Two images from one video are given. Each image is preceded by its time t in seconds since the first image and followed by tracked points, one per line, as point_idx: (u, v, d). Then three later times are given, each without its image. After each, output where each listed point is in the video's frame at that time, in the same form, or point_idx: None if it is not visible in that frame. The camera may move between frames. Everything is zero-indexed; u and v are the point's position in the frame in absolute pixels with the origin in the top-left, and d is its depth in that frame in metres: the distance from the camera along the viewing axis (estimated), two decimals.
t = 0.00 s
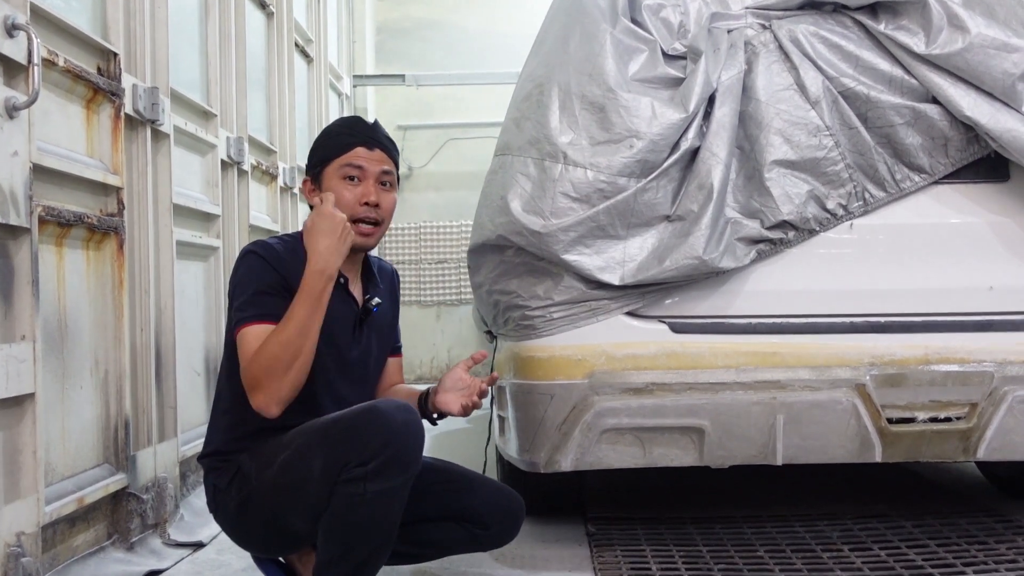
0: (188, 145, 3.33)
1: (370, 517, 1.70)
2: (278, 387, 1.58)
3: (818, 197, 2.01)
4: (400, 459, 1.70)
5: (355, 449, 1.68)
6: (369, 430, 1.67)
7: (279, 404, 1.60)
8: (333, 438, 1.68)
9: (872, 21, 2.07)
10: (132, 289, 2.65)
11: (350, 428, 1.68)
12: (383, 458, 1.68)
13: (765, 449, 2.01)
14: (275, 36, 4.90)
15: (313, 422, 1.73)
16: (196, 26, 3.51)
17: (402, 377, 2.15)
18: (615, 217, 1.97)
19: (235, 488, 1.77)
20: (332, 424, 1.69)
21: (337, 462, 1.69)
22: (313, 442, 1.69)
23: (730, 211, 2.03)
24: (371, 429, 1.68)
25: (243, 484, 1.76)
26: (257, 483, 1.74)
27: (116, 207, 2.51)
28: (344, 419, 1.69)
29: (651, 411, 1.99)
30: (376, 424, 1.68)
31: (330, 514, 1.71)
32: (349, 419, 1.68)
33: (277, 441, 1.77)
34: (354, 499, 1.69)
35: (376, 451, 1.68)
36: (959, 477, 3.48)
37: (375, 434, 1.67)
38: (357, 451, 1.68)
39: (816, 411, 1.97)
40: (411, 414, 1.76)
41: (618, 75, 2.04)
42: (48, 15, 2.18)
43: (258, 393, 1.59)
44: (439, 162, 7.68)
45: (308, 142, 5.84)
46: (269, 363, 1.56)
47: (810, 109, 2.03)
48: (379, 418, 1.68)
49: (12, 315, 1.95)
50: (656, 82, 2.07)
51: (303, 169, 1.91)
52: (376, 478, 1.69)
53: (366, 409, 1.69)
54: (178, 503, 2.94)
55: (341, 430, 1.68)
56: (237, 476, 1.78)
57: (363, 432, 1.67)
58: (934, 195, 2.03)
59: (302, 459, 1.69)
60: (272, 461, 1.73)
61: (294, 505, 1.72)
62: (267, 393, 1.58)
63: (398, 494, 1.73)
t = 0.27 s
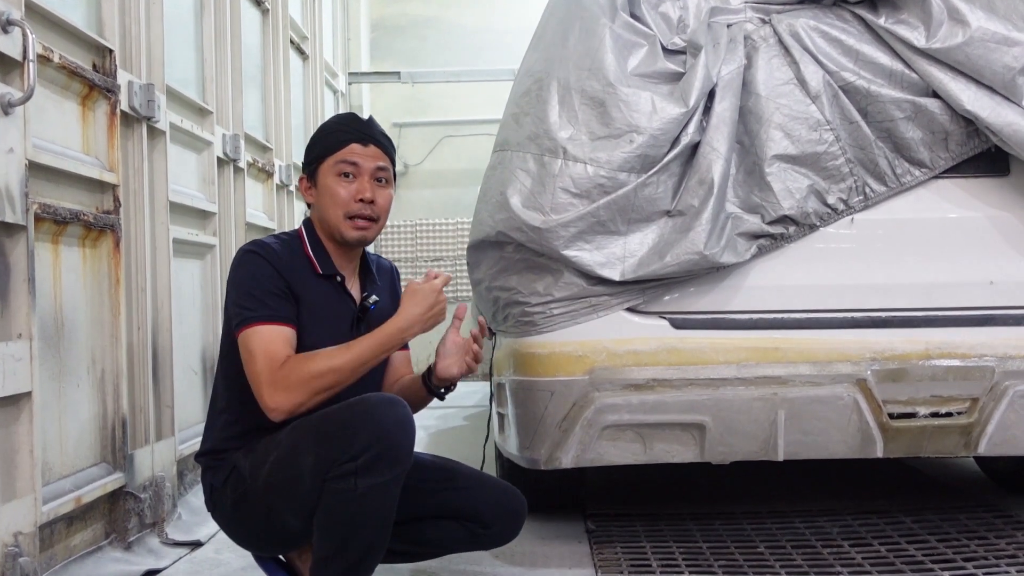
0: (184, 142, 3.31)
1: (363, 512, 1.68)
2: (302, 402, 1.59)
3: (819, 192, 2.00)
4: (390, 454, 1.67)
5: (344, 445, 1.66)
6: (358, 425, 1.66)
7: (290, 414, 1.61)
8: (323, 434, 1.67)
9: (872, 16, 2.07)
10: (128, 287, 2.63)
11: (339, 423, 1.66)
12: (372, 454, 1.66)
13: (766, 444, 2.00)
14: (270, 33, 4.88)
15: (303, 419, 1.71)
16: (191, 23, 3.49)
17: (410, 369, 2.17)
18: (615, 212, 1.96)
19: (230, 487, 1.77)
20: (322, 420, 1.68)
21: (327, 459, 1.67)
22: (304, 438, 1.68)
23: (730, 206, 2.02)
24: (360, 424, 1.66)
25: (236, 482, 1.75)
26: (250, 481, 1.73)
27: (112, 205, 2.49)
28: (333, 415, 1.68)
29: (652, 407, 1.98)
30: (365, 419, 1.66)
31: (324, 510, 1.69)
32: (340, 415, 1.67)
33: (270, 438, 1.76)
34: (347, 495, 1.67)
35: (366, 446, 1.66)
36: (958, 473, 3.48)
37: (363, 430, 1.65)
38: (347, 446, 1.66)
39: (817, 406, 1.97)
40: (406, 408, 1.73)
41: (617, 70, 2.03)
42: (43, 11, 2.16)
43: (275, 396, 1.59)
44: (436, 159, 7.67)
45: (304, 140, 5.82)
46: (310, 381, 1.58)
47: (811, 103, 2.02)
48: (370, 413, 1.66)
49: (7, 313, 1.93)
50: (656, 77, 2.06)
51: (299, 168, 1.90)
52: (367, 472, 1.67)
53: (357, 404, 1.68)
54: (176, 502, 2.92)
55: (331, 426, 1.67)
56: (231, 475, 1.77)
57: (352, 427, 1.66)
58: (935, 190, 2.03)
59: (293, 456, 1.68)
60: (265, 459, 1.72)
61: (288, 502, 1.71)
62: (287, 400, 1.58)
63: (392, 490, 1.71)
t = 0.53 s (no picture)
0: (180, 139, 3.29)
1: (353, 509, 1.66)
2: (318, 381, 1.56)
3: (821, 189, 1.99)
4: (379, 448, 1.64)
5: (332, 440, 1.64)
6: (346, 420, 1.64)
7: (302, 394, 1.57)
8: (311, 430, 1.66)
9: (874, 12, 2.06)
10: (125, 286, 2.61)
11: (328, 419, 1.65)
12: (360, 449, 1.63)
13: (769, 443, 1.99)
14: (267, 30, 4.85)
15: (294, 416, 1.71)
16: (187, 19, 3.47)
17: (421, 381, 2.09)
18: (617, 209, 1.94)
19: (221, 487, 1.76)
20: (310, 417, 1.67)
21: (315, 456, 1.65)
22: (292, 436, 1.67)
23: (732, 203, 2.01)
24: (348, 419, 1.64)
25: (228, 482, 1.75)
26: (241, 481, 1.72)
27: (109, 202, 2.47)
28: (323, 411, 1.67)
29: (653, 405, 1.97)
30: (352, 414, 1.64)
31: (314, 508, 1.67)
32: (330, 409, 1.67)
33: (261, 437, 1.75)
34: (337, 491, 1.65)
35: (353, 441, 1.63)
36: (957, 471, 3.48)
37: (352, 424, 1.63)
38: (336, 442, 1.64)
39: (819, 405, 1.96)
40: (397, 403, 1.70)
41: (619, 66, 2.01)
42: (39, 7, 2.14)
43: (292, 371, 1.56)
44: (433, 157, 7.65)
45: (301, 137, 5.79)
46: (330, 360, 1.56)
47: (813, 100, 2.01)
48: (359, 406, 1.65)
49: (2, 311, 1.91)
50: (657, 73, 2.04)
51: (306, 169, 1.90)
52: (356, 468, 1.65)
53: (348, 400, 1.67)
54: (173, 502, 2.90)
55: (319, 422, 1.66)
56: (223, 475, 1.76)
57: (340, 422, 1.64)
58: (937, 187, 2.02)
59: (283, 453, 1.67)
60: (256, 458, 1.71)
61: (278, 501, 1.70)
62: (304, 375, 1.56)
63: (383, 484, 1.68)
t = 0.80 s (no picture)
0: (177, 136, 3.27)
1: (341, 509, 1.63)
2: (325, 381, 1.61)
3: (823, 186, 1.98)
4: (363, 447, 1.61)
5: (317, 440, 1.62)
6: (328, 418, 1.60)
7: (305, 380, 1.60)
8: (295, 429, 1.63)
9: (876, 8, 2.04)
10: (121, 284, 2.59)
11: (311, 417, 1.62)
12: (345, 448, 1.60)
13: (771, 442, 1.98)
14: (264, 27, 4.83)
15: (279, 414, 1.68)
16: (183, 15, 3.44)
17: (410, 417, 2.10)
18: (618, 207, 1.93)
19: (207, 484, 1.74)
20: (294, 415, 1.64)
21: (302, 455, 1.63)
22: (278, 434, 1.65)
23: (733, 200, 2.00)
24: (330, 417, 1.61)
25: (212, 479, 1.73)
26: (226, 478, 1.70)
27: (105, 200, 2.45)
28: (305, 408, 1.64)
29: (655, 404, 1.96)
30: (334, 412, 1.60)
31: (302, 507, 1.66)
32: (312, 406, 1.63)
33: (248, 434, 1.73)
34: (324, 491, 1.63)
35: (337, 441, 1.60)
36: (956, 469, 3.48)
37: (335, 423, 1.59)
38: (321, 441, 1.62)
39: (821, 403, 1.95)
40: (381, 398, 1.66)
41: (620, 63, 1.99)
42: (34, 3, 2.11)
43: (308, 355, 1.60)
44: (431, 155, 7.63)
45: (297, 134, 5.77)
46: (344, 368, 1.64)
47: (815, 97, 2.00)
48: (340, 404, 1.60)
49: None
50: (658, 69, 2.03)
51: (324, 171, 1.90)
52: (342, 468, 1.62)
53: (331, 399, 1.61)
54: (170, 502, 2.89)
55: (303, 421, 1.63)
56: (208, 472, 1.74)
57: (322, 421, 1.61)
58: (939, 184, 2.01)
59: (269, 453, 1.65)
60: (242, 455, 1.69)
61: (266, 499, 1.68)
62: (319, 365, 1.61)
63: (371, 483, 1.65)
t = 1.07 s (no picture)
0: (174, 136, 3.25)
1: (346, 512, 1.63)
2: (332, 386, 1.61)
3: (824, 186, 1.97)
4: (370, 451, 1.61)
5: (323, 443, 1.61)
6: (336, 421, 1.60)
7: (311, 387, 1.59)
8: (301, 432, 1.63)
9: (877, 6, 2.03)
10: (118, 285, 2.57)
11: (318, 419, 1.62)
12: (352, 451, 1.60)
13: (772, 442, 1.97)
14: (260, 26, 4.81)
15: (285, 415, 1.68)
16: (180, 15, 3.43)
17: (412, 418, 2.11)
18: (619, 206, 1.92)
19: (207, 485, 1.73)
20: (299, 417, 1.64)
21: (307, 457, 1.63)
22: (282, 437, 1.64)
23: (734, 200, 1.99)
24: (338, 420, 1.60)
25: (213, 481, 1.71)
26: (228, 480, 1.69)
27: (102, 200, 2.44)
28: (311, 411, 1.63)
29: (656, 404, 1.95)
30: (342, 416, 1.60)
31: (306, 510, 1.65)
32: (319, 408, 1.63)
33: (250, 436, 1.72)
34: (330, 494, 1.62)
35: (344, 444, 1.60)
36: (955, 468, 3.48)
37: (342, 426, 1.60)
38: (327, 443, 1.61)
39: (823, 403, 1.94)
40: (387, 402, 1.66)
41: (620, 62, 1.98)
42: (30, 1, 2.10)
43: (314, 359, 1.60)
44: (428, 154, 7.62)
45: (294, 134, 5.75)
46: (350, 371, 1.63)
47: (816, 95, 1.99)
48: (349, 407, 1.61)
49: None
50: (658, 68, 2.02)
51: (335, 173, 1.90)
52: (348, 471, 1.62)
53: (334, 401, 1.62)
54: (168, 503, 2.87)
55: (309, 423, 1.62)
56: (209, 473, 1.73)
57: (329, 424, 1.61)
58: (940, 183, 2.00)
59: (273, 455, 1.64)
60: (244, 457, 1.68)
61: (269, 502, 1.68)
62: (325, 370, 1.60)
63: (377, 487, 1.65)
